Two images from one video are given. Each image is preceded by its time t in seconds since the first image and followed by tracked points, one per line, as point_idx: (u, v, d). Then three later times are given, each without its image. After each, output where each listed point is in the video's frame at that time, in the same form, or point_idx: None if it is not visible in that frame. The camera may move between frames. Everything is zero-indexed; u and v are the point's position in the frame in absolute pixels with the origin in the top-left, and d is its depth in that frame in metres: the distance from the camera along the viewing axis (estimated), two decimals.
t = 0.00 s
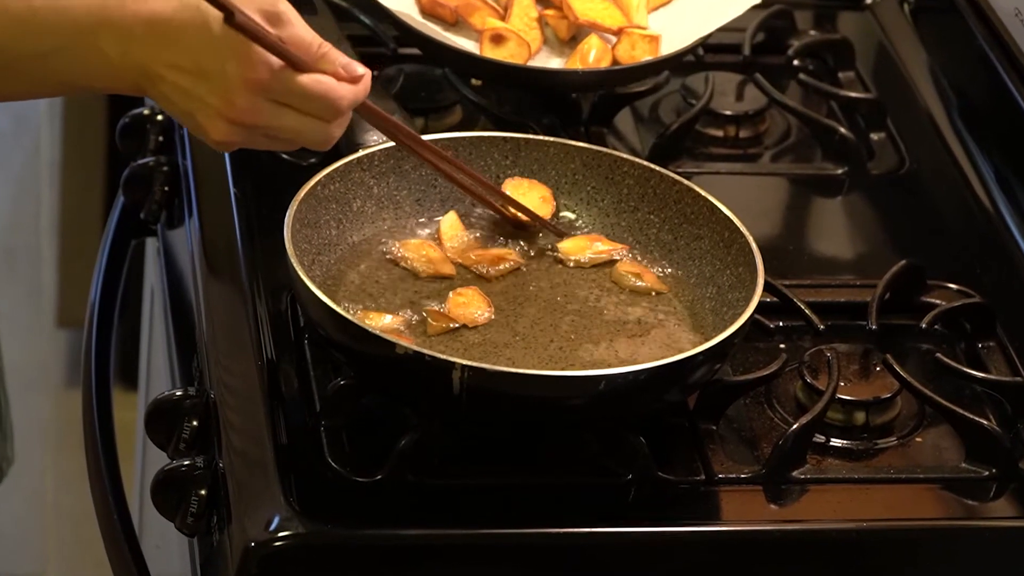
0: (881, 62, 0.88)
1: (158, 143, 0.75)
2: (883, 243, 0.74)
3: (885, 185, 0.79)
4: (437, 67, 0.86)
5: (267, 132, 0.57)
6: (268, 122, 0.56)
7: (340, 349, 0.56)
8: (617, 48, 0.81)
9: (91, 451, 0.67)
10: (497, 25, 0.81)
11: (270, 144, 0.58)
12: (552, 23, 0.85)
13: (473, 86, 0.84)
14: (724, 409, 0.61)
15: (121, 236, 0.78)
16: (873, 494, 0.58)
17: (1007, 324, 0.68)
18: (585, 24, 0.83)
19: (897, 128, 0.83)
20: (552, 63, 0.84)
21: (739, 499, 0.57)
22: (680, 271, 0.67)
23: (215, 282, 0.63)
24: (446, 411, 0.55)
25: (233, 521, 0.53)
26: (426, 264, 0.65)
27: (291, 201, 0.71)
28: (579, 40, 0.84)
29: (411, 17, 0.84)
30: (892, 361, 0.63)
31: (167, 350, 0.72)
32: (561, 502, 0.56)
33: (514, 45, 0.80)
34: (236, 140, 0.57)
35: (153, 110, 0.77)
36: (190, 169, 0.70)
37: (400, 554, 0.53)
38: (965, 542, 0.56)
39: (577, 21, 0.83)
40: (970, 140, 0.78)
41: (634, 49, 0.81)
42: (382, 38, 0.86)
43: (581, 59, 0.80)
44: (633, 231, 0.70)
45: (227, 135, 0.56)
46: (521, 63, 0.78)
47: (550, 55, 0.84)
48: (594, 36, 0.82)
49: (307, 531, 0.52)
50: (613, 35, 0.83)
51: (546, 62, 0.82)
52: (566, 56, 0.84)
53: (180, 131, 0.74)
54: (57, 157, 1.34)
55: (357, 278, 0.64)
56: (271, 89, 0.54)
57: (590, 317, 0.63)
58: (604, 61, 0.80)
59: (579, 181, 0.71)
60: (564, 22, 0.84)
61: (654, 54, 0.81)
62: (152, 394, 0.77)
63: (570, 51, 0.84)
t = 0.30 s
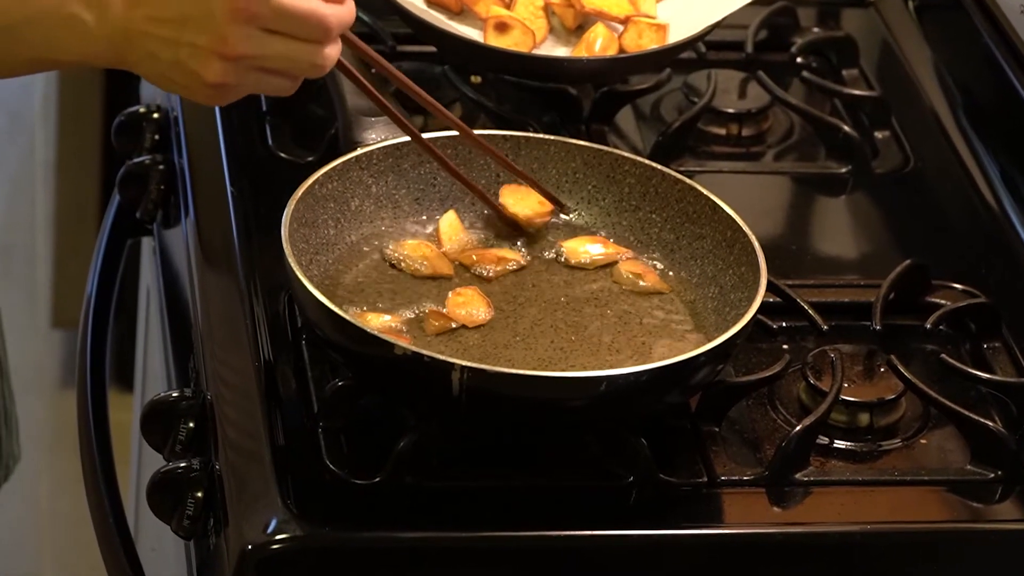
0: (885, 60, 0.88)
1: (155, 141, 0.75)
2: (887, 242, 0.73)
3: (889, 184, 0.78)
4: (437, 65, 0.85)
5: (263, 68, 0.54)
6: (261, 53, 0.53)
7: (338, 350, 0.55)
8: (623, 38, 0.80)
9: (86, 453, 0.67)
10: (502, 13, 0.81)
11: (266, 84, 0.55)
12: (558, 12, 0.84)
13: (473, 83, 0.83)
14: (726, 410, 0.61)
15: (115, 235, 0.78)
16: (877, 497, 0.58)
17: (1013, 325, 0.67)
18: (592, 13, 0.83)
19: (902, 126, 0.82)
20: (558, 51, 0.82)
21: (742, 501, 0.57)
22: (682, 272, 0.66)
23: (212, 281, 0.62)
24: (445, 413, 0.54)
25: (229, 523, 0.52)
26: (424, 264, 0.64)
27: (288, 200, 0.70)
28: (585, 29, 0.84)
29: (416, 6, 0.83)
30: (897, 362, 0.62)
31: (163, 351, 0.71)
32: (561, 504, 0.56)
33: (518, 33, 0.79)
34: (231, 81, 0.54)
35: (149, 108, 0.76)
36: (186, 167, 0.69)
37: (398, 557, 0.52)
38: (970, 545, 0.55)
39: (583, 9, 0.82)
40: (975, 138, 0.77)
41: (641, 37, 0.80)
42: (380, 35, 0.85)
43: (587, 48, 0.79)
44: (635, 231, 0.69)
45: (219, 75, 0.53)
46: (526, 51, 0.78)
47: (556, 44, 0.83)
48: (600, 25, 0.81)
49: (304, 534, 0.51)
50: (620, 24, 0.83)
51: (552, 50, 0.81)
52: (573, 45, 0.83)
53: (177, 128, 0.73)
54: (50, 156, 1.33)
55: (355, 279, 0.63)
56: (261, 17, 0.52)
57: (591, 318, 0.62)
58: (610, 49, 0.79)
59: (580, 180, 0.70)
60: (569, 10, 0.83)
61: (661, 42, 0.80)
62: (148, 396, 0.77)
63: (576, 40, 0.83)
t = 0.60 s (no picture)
0: (889, 58, 0.87)
1: (151, 139, 0.74)
2: (891, 242, 0.73)
3: (893, 183, 0.77)
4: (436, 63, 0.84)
5: (311, 19, 0.58)
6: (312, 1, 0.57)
7: (335, 350, 0.54)
8: (616, 31, 0.79)
9: (82, 456, 0.66)
10: (495, 6, 0.80)
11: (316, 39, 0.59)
12: (552, 7, 0.84)
13: (472, 81, 0.82)
14: (728, 411, 0.60)
15: (111, 235, 0.77)
16: (881, 499, 0.57)
17: (1018, 325, 0.66)
18: (585, 7, 0.82)
19: (907, 125, 0.82)
20: (551, 45, 0.82)
21: (744, 504, 0.56)
22: (684, 272, 0.66)
23: (209, 281, 0.61)
24: (444, 415, 0.53)
25: (226, 525, 0.52)
26: (423, 263, 0.63)
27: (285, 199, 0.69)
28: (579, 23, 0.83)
29: None
30: (901, 363, 0.62)
31: (160, 353, 0.70)
32: (562, 507, 0.55)
33: (511, 26, 0.78)
34: (279, 31, 0.57)
35: (144, 106, 0.75)
36: (181, 165, 0.68)
37: (397, 560, 0.51)
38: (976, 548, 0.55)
39: (576, 2, 0.82)
40: (980, 137, 0.76)
41: (635, 32, 0.79)
42: (378, 32, 0.84)
43: (580, 42, 0.79)
44: (636, 230, 0.68)
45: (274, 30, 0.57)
46: (518, 44, 0.77)
47: (549, 37, 0.83)
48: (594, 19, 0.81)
49: (302, 536, 0.50)
50: (614, 19, 0.82)
51: (545, 44, 0.81)
52: (566, 39, 0.83)
53: (172, 126, 0.72)
54: (46, 154, 1.32)
55: (354, 278, 0.63)
56: None
57: (593, 318, 0.61)
58: (603, 42, 0.78)
59: (581, 178, 0.69)
60: (563, 4, 0.83)
61: (655, 36, 0.79)
62: (144, 398, 0.76)
63: (570, 34, 0.83)
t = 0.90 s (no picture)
0: (894, 57, 0.86)
1: (147, 137, 0.73)
2: (896, 241, 0.72)
3: (898, 182, 0.77)
4: (434, 60, 0.83)
5: None
6: None
7: (334, 351, 0.54)
8: (616, 27, 0.79)
9: (77, 458, 0.65)
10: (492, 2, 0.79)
11: None
12: None
13: (472, 78, 0.82)
14: (731, 413, 0.59)
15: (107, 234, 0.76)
16: (885, 502, 0.56)
17: None
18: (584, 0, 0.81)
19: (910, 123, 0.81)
20: (551, 40, 0.81)
21: (746, 506, 0.55)
22: (686, 272, 0.65)
23: (205, 281, 0.60)
24: (443, 417, 0.53)
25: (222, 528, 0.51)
26: (423, 262, 0.62)
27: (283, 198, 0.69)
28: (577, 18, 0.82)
29: None
30: (906, 364, 0.61)
31: (155, 354, 0.70)
32: (562, 509, 0.54)
33: (508, 22, 0.78)
34: None
35: (140, 104, 0.74)
36: (177, 163, 0.67)
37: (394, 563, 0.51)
38: (982, 551, 0.54)
39: None
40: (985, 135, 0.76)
41: (634, 27, 0.79)
42: (376, 28, 0.83)
43: (580, 37, 0.78)
44: (638, 230, 0.68)
45: None
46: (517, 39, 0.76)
47: (548, 33, 0.82)
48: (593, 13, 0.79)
49: (300, 540, 0.50)
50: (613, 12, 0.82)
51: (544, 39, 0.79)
52: (565, 35, 0.82)
53: (168, 124, 0.71)
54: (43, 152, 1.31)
55: (352, 278, 0.62)
56: None
57: (594, 320, 0.61)
58: (603, 38, 0.78)
59: (582, 177, 0.69)
60: None
61: (655, 32, 0.79)
62: (140, 398, 0.75)
63: (568, 29, 0.82)
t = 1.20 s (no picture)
0: (898, 56, 0.86)
1: (143, 136, 0.72)
2: (900, 241, 0.71)
3: (902, 181, 0.76)
4: (433, 58, 0.83)
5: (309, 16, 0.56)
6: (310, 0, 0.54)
7: (332, 352, 0.53)
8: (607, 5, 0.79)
9: (72, 460, 0.65)
10: None
11: None
12: None
13: (471, 76, 0.81)
14: (734, 414, 0.58)
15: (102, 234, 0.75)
16: (889, 504, 0.56)
17: None
18: None
19: (915, 121, 0.80)
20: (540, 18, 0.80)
21: (749, 508, 0.55)
22: (687, 272, 0.64)
23: (201, 282, 0.59)
24: (442, 418, 0.52)
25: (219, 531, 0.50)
26: (420, 262, 0.62)
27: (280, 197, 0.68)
28: None
29: None
30: (910, 364, 0.60)
31: (152, 355, 0.69)
32: (563, 512, 0.54)
33: None
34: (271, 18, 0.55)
35: (136, 102, 0.74)
36: (173, 161, 0.66)
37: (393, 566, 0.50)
38: (988, 554, 0.53)
39: None
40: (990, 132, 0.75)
41: (625, 3, 0.78)
42: (373, 25, 0.83)
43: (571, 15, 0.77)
44: (639, 229, 0.67)
45: None
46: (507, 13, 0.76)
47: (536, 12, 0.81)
48: None
49: (297, 542, 0.49)
50: None
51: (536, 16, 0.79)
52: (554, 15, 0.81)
53: (165, 123, 0.70)
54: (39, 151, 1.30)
55: (350, 278, 0.61)
56: None
57: (595, 320, 0.60)
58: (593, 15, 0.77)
59: (582, 176, 0.68)
60: None
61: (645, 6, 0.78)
62: (136, 398, 0.75)
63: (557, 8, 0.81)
